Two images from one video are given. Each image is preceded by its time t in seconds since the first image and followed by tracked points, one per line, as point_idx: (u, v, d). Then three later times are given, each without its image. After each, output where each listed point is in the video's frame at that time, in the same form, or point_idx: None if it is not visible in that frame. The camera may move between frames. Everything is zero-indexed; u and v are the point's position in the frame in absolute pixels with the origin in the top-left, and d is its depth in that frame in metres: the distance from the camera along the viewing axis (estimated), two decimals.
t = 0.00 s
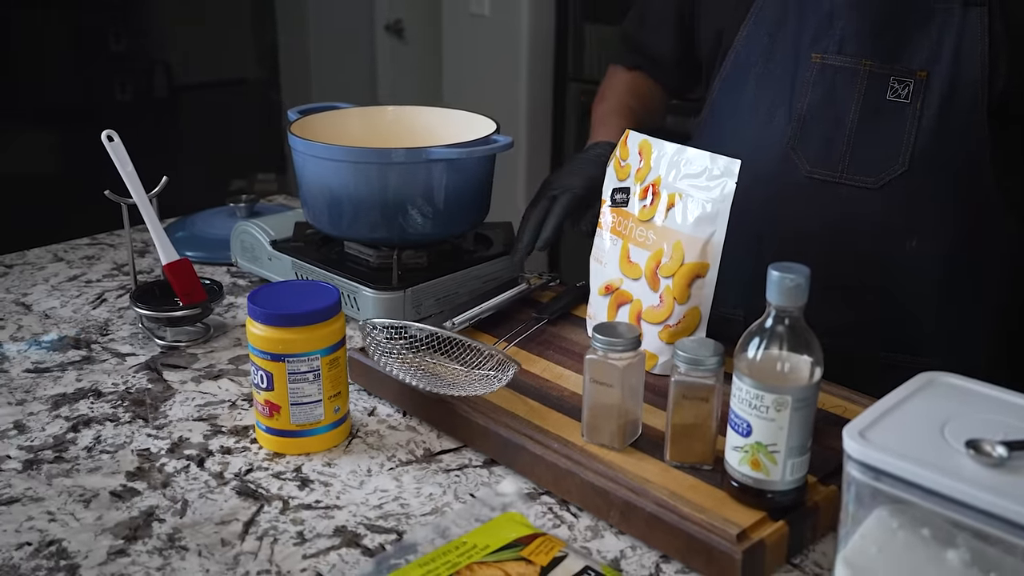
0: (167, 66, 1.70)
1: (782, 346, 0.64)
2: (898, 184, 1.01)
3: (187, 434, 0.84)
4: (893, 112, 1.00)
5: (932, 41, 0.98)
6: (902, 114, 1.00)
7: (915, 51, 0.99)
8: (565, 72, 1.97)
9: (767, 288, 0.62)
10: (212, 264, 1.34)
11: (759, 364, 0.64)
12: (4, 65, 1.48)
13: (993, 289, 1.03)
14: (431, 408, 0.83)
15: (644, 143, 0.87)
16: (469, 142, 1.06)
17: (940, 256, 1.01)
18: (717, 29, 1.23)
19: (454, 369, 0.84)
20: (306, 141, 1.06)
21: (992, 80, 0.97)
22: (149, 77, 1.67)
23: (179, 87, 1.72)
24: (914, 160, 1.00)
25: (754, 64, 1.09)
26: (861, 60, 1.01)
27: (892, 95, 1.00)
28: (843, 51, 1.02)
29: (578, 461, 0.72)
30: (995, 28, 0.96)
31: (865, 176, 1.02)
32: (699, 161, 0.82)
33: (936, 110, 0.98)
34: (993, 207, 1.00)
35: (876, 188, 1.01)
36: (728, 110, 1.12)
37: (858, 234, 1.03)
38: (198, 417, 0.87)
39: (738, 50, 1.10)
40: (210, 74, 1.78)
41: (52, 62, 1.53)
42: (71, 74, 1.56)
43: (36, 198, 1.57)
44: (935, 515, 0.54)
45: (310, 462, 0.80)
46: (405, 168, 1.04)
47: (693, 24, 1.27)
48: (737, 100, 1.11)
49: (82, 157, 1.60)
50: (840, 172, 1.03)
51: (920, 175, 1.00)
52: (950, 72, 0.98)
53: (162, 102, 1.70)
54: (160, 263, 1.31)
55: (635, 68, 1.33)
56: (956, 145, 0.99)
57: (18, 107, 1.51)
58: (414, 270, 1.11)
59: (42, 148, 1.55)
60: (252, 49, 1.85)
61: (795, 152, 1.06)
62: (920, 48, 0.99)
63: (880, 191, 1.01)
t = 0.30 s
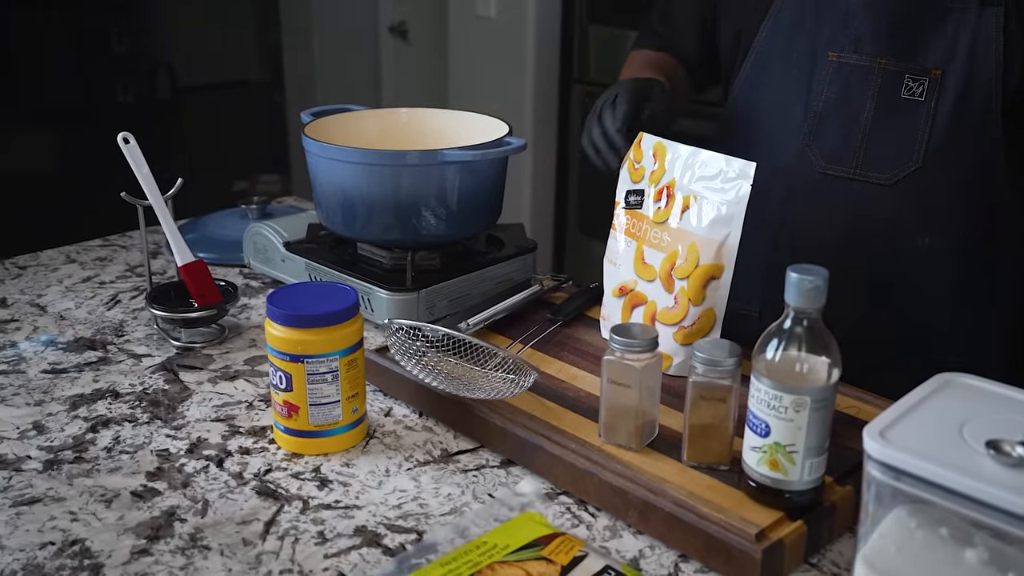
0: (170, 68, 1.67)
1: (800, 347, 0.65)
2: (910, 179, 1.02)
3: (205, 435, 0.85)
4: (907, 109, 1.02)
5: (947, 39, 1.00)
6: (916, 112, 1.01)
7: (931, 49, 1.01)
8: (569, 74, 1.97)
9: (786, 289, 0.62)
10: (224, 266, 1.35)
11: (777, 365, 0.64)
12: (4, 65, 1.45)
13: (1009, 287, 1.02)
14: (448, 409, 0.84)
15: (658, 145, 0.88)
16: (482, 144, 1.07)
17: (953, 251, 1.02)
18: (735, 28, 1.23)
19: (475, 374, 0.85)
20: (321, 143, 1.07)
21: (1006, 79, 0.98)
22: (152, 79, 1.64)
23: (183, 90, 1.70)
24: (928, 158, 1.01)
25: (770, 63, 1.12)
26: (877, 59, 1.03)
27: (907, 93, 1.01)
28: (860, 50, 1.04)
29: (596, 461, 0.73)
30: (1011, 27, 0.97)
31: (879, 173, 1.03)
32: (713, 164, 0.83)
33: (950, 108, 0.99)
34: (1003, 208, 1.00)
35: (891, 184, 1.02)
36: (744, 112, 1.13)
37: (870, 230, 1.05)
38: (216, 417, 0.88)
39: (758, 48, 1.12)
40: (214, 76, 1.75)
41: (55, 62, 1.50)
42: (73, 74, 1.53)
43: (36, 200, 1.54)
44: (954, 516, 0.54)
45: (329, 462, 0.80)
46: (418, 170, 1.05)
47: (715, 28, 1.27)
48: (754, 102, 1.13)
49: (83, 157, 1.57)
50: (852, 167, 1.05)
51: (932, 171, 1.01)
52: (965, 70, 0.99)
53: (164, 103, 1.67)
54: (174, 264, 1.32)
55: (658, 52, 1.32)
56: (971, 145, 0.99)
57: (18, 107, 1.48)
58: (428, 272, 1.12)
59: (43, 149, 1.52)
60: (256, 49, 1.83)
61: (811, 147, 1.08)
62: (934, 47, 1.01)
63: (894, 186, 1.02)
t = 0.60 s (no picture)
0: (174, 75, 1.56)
1: (825, 359, 0.65)
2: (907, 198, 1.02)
3: (228, 445, 0.85)
4: (906, 131, 1.03)
5: (950, 62, 1.01)
6: (914, 134, 1.02)
7: (932, 72, 1.02)
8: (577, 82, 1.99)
9: (811, 301, 0.63)
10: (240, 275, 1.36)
11: (802, 377, 0.65)
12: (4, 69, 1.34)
13: (1009, 312, 1.02)
14: (469, 419, 0.84)
15: (677, 157, 0.88)
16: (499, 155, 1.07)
17: (947, 264, 1.02)
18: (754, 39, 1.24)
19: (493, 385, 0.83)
20: (338, 153, 1.08)
21: (1006, 103, 0.99)
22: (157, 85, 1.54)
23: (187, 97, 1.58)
24: (924, 178, 1.01)
25: (778, 79, 1.14)
26: (879, 80, 1.04)
27: (906, 115, 1.02)
28: (864, 70, 1.06)
29: (619, 472, 0.73)
30: (1012, 56, 0.98)
31: (875, 192, 1.04)
32: (733, 175, 0.83)
33: (949, 130, 1.00)
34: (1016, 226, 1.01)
35: (887, 204, 1.03)
36: (761, 122, 1.15)
37: (869, 248, 1.05)
38: (237, 428, 0.89)
39: (767, 60, 1.15)
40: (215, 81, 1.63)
41: (57, 70, 1.40)
42: (72, 81, 1.42)
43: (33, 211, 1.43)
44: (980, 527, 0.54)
45: (351, 473, 0.81)
46: (436, 181, 1.05)
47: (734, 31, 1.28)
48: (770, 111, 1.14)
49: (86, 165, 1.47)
50: (849, 185, 1.05)
51: (929, 190, 1.01)
52: (966, 93, 0.99)
53: (168, 110, 1.56)
54: (190, 273, 1.32)
55: (680, 48, 1.33)
56: (969, 168, 1.00)
57: (24, 115, 1.38)
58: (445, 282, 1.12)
59: (49, 157, 1.42)
60: (259, 51, 1.71)
61: (811, 163, 1.09)
62: (940, 68, 1.01)
63: (889, 206, 1.03)
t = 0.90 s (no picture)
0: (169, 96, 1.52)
1: (847, 384, 0.65)
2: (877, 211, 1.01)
3: (241, 472, 0.85)
4: (878, 146, 1.01)
5: (924, 78, 0.98)
6: (885, 150, 1.00)
7: (904, 87, 0.99)
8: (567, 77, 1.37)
9: (832, 326, 0.63)
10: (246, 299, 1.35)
11: (821, 402, 0.65)
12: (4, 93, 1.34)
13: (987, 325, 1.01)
14: (484, 445, 0.84)
15: (690, 181, 0.89)
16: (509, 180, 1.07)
17: (926, 280, 1.00)
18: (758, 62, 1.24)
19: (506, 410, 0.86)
20: (348, 177, 1.08)
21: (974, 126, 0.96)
22: (152, 106, 1.51)
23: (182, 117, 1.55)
24: (893, 192, 1.00)
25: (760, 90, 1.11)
26: (852, 95, 1.03)
27: (878, 129, 1.01)
28: (838, 84, 1.04)
29: (638, 498, 0.73)
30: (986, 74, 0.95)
31: (847, 204, 1.02)
32: (746, 198, 0.84)
33: (918, 146, 0.98)
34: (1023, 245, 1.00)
35: (856, 216, 1.02)
36: (739, 134, 1.13)
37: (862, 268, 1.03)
38: (250, 455, 0.88)
39: (755, 69, 1.11)
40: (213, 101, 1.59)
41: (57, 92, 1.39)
42: (75, 97, 1.41)
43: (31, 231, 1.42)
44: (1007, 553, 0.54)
45: (367, 500, 0.80)
46: (446, 206, 1.05)
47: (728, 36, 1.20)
48: (749, 113, 1.12)
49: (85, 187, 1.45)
50: (820, 197, 1.04)
51: (898, 203, 1.00)
52: (935, 112, 0.97)
53: (163, 131, 1.53)
54: (197, 298, 1.32)
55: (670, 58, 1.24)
56: (937, 181, 0.97)
57: (24, 144, 1.38)
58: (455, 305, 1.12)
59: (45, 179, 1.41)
60: (256, 72, 1.63)
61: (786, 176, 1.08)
62: (911, 83, 0.98)
63: (860, 217, 1.02)
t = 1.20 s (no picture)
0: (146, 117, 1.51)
1: (853, 403, 0.66)
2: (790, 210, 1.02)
3: (236, 499, 0.84)
4: (781, 146, 1.02)
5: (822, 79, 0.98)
6: (789, 149, 1.02)
7: (806, 87, 0.99)
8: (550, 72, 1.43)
9: (838, 344, 0.64)
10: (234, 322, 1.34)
11: (827, 421, 0.65)
12: None
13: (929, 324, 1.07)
14: (483, 467, 0.83)
15: (686, 201, 0.90)
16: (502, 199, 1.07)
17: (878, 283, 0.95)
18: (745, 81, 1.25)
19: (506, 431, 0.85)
20: (340, 199, 1.07)
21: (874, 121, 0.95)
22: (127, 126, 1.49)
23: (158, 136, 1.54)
24: (800, 188, 1.02)
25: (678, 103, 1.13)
26: (757, 99, 1.04)
27: (781, 130, 1.02)
28: (744, 92, 1.05)
29: (642, 519, 0.72)
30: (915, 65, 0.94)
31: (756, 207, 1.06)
32: (743, 217, 0.84)
33: (819, 147, 0.99)
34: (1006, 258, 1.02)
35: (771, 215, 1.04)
36: (663, 142, 1.16)
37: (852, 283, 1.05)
38: (245, 481, 0.87)
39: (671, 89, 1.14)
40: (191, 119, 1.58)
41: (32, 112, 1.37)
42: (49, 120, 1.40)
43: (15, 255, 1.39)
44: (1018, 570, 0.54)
45: (366, 525, 0.79)
46: (439, 226, 1.05)
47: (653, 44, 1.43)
48: (674, 121, 1.14)
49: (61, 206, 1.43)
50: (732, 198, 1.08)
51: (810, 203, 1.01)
52: (835, 108, 0.97)
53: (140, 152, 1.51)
54: (184, 320, 1.30)
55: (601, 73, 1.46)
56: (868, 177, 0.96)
57: None
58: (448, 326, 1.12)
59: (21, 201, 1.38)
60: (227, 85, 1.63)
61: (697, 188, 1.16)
62: (810, 85, 0.99)
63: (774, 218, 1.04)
